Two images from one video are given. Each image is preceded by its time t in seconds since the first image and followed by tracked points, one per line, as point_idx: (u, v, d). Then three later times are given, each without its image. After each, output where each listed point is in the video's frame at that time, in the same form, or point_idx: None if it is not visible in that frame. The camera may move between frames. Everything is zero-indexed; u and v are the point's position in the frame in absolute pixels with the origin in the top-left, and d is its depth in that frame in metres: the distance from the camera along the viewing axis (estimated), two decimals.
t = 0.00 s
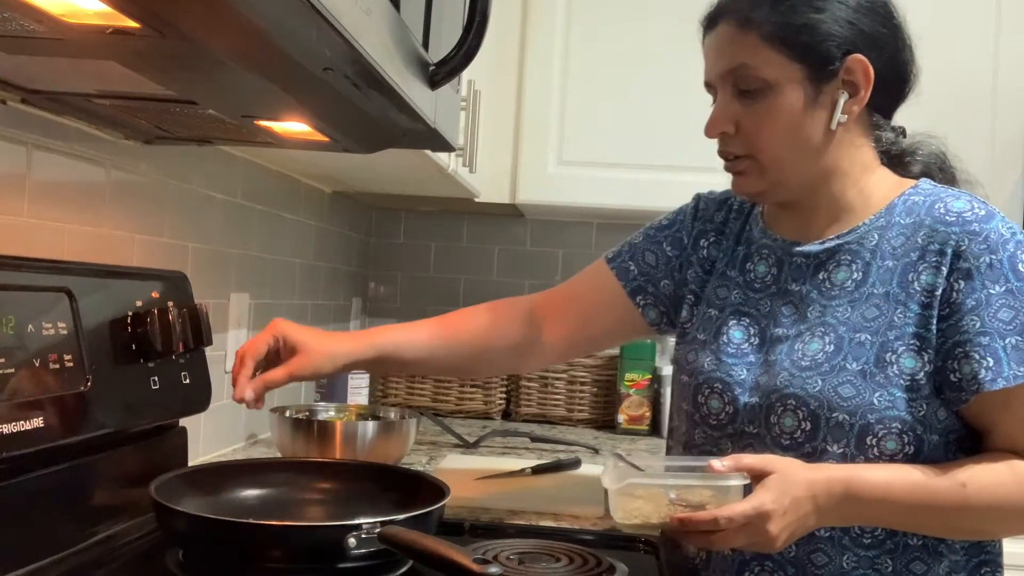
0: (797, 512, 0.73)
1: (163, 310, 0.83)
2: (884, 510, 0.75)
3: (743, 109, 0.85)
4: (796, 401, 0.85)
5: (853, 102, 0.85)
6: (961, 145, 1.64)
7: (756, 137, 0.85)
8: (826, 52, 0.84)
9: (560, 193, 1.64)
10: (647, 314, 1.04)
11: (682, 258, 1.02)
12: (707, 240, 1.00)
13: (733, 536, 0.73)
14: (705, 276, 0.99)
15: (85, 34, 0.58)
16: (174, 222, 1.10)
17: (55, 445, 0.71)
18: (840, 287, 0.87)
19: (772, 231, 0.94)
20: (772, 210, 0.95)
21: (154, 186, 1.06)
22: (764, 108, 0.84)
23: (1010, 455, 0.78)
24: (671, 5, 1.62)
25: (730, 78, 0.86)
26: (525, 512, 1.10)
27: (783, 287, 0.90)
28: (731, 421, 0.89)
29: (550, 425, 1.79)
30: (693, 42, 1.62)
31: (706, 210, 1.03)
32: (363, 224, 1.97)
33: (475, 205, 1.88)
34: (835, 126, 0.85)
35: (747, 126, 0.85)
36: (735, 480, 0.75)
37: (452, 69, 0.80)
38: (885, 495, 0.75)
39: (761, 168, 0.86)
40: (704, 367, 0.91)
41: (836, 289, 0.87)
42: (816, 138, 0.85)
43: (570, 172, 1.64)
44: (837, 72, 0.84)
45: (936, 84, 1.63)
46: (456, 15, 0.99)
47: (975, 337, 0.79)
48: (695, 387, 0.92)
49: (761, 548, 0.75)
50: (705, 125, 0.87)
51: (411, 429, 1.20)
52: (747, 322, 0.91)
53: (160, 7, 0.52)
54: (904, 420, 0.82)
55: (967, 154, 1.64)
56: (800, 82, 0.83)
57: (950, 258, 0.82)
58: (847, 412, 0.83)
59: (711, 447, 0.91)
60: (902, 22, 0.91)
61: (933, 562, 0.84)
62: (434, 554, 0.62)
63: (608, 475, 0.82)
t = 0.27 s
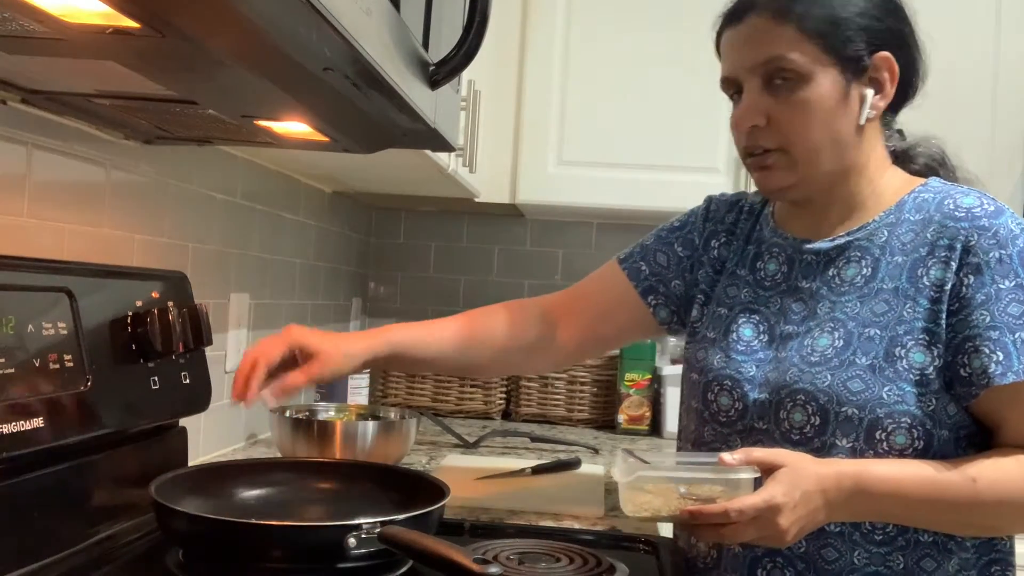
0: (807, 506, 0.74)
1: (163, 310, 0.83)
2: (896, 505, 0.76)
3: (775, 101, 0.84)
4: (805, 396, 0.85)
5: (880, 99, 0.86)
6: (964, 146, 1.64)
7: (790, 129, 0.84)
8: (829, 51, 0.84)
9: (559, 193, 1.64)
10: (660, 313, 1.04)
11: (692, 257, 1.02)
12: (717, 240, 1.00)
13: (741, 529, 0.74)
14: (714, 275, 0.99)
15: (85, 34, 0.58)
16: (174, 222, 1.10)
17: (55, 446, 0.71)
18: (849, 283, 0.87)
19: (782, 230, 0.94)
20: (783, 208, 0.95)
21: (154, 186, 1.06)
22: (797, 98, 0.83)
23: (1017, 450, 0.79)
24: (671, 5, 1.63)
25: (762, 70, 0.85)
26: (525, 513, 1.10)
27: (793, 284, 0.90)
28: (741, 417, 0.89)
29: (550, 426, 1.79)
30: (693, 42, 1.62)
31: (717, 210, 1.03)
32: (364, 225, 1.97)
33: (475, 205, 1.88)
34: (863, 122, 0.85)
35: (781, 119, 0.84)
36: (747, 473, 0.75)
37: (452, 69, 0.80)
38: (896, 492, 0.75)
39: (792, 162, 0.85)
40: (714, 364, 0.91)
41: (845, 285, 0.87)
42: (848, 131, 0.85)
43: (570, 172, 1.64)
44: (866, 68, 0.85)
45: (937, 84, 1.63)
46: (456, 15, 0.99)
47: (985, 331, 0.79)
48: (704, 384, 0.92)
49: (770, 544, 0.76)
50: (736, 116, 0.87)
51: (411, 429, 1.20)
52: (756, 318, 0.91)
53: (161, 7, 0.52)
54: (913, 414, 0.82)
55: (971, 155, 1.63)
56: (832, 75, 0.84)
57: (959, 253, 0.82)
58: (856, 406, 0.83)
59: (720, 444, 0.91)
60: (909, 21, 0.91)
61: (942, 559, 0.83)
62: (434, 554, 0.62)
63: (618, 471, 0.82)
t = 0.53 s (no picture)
0: (809, 501, 0.74)
1: (163, 310, 0.83)
2: (899, 502, 0.75)
3: (800, 96, 0.84)
4: (812, 390, 0.84)
5: (898, 98, 0.87)
6: (968, 147, 1.64)
7: (815, 124, 0.83)
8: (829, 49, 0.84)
9: (559, 193, 1.64)
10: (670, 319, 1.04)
11: (701, 261, 1.03)
12: (726, 240, 1.00)
13: (745, 524, 0.74)
14: (724, 275, 0.99)
15: (85, 33, 0.58)
16: (174, 222, 1.10)
17: (55, 445, 0.71)
18: (856, 278, 0.87)
19: (791, 228, 0.94)
20: (793, 208, 0.96)
21: (154, 186, 1.06)
22: (825, 94, 0.83)
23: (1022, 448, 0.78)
24: (670, 5, 1.63)
25: (788, 66, 0.85)
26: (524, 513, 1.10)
27: (801, 281, 0.90)
28: (749, 413, 0.89)
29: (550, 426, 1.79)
30: (693, 42, 1.63)
31: (725, 213, 1.03)
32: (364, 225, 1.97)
33: (475, 205, 1.88)
34: (883, 120, 0.86)
35: (808, 113, 0.83)
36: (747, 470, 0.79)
37: (452, 69, 0.80)
38: (899, 489, 0.75)
39: (817, 156, 0.85)
40: (722, 360, 0.91)
41: (853, 280, 0.87)
42: (870, 128, 0.85)
43: (570, 172, 1.64)
44: (887, 68, 0.86)
45: (937, 84, 1.63)
46: (456, 15, 0.99)
47: (991, 325, 0.78)
48: (712, 381, 0.92)
49: (771, 538, 0.76)
50: (763, 111, 0.86)
51: (411, 428, 1.20)
52: (765, 315, 0.91)
53: (161, 7, 0.52)
54: (919, 408, 0.81)
55: (974, 156, 1.63)
56: (857, 73, 0.84)
57: (966, 248, 0.82)
58: (862, 399, 0.82)
59: (728, 440, 0.91)
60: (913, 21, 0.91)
61: (947, 555, 0.83)
62: (434, 554, 0.62)
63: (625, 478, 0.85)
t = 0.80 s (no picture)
0: (793, 498, 0.74)
1: (163, 310, 0.83)
2: (887, 501, 0.75)
3: (794, 100, 0.84)
4: (808, 388, 0.85)
5: (896, 97, 0.86)
6: (972, 146, 1.63)
7: (810, 126, 0.83)
8: (827, 49, 0.84)
9: (559, 193, 1.64)
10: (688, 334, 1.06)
11: (708, 269, 1.03)
12: (733, 244, 1.01)
13: (728, 520, 0.74)
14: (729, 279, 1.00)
15: (85, 33, 0.58)
16: (174, 222, 1.10)
17: (55, 446, 0.71)
18: (856, 278, 0.87)
19: (795, 228, 0.95)
20: (798, 209, 0.96)
21: (154, 186, 1.05)
22: (819, 96, 0.83)
23: (1013, 450, 0.77)
24: (670, 5, 1.63)
25: (783, 68, 0.85)
26: (524, 513, 1.10)
27: (803, 281, 0.90)
28: (749, 411, 0.89)
29: (550, 425, 1.79)
30: (693, 42, 1.62)
31: (731, 219, 1.03)
32: (364, 224, 1.97)
33: (475, 205, 1.88)
34: (881, 120, 0.86)
35: (802, 116, 0.83)
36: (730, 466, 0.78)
37: (453, 69, 0.80)
38: (886, 489, 0.75)
39: (813, 159, 0.85)
40: (724, 359, 0.91)
41: (852, 280, 0.87)
42: (868, 129, 0.85)
43: (570, 172, 1.64)
44: (884, 67, 0.85)
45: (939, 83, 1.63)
46: (456, 15, 0.99)
47: (985, 324, 0.77)
48: (714, 379, 0.92)
49: (757, 536, 0.76)
50: (757, 116, 0.86)
51: (411, 428, 1.20)
52: (766, 314, 0.91)
53: (161, 7, 0.52)
54: (914, 407, 0.81)
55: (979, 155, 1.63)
56: (851, 74, 0.84)
57: (963, 248, 0.81)
58: (856, 398, 0.82)
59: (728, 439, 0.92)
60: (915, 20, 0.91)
61: (943, 556, 0.82)
62: (434, 554, 0.62)
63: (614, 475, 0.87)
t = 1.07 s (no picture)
0: (768, 497, 0.74)
1: (163, 310, 0.83)
2: (866, 501, 0.75)
3: (769, 109, 0.86)
4: (796, 387, 0.85)
5: (879, 99, 0.85)
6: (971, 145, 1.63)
7: (784, 135, 0.85)
8: (825, 49, 0.84)
9: (559, 193, 1.64)
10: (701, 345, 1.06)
11: (719, 275, 1.05)
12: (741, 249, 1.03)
13: (703, 518, 0.74)
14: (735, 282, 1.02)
15: (85, 33, 0.58)
16: (174, 222, 1.10)
17: (55, 446, 0.71)
18: (848, 279, 0.86)
19: (796, 230, 0.95)
20: (800, 211, 0.97)
21: (154, 186, 1.06)
22: (790, 106, 0.84)
23: (1002, 454, 0.75)
24: (669, 5, 1.63)
25: (757, 78, 0.87)
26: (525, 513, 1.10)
27: (799, 282, 0.91)
28: (743, 409, 0.90)
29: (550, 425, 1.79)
30: (693, 42, 1.62)
31: (741, 224, 1.06)
32: (364, 224, 1.97)
33: (475, 205, 1.88)
34: (860, 124, 0.85)
35: (775, 126, 0.85)
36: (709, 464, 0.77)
37: (453, 69, 0.80)
38: (866, 489, 0.74)
39: (790, 165, 0.86)
40: (721, 359, 0.93)
41: (844, 280, 0.87)
42: (844, 133, 0.85)
43: (570, 172, 1.64)
44: (860, 70, 0.84)
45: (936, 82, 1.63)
46: (456, 15, 0.99)
47: (969, 326, 0.76)
48: (711, 379, 0.94)
49: (735, 534, 0.76)
50: (735, 126, 0.88)
51: (411, 428, 1.20)
52: (763, 315, 0.92)
53: (161, 6, 0.52)
54: (900, 409, 0.80)
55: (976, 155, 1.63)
56: (826, 80, 0.84)
57: (953, 249, 0.80)
58: (842, 398, 0.82)
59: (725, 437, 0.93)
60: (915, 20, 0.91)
61: (933, 558, 0.81)
62: (434, 554, 0.62)
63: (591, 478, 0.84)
